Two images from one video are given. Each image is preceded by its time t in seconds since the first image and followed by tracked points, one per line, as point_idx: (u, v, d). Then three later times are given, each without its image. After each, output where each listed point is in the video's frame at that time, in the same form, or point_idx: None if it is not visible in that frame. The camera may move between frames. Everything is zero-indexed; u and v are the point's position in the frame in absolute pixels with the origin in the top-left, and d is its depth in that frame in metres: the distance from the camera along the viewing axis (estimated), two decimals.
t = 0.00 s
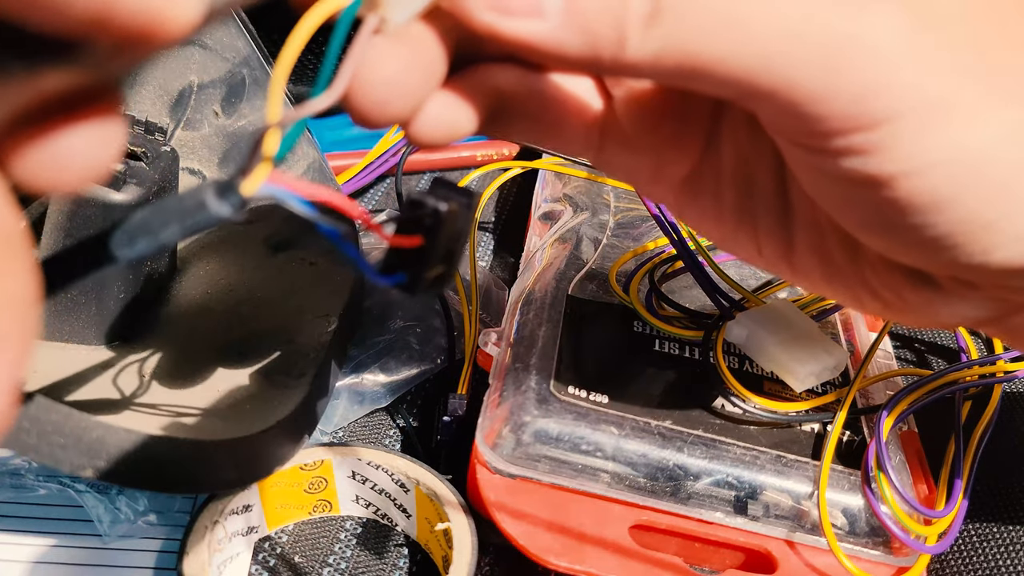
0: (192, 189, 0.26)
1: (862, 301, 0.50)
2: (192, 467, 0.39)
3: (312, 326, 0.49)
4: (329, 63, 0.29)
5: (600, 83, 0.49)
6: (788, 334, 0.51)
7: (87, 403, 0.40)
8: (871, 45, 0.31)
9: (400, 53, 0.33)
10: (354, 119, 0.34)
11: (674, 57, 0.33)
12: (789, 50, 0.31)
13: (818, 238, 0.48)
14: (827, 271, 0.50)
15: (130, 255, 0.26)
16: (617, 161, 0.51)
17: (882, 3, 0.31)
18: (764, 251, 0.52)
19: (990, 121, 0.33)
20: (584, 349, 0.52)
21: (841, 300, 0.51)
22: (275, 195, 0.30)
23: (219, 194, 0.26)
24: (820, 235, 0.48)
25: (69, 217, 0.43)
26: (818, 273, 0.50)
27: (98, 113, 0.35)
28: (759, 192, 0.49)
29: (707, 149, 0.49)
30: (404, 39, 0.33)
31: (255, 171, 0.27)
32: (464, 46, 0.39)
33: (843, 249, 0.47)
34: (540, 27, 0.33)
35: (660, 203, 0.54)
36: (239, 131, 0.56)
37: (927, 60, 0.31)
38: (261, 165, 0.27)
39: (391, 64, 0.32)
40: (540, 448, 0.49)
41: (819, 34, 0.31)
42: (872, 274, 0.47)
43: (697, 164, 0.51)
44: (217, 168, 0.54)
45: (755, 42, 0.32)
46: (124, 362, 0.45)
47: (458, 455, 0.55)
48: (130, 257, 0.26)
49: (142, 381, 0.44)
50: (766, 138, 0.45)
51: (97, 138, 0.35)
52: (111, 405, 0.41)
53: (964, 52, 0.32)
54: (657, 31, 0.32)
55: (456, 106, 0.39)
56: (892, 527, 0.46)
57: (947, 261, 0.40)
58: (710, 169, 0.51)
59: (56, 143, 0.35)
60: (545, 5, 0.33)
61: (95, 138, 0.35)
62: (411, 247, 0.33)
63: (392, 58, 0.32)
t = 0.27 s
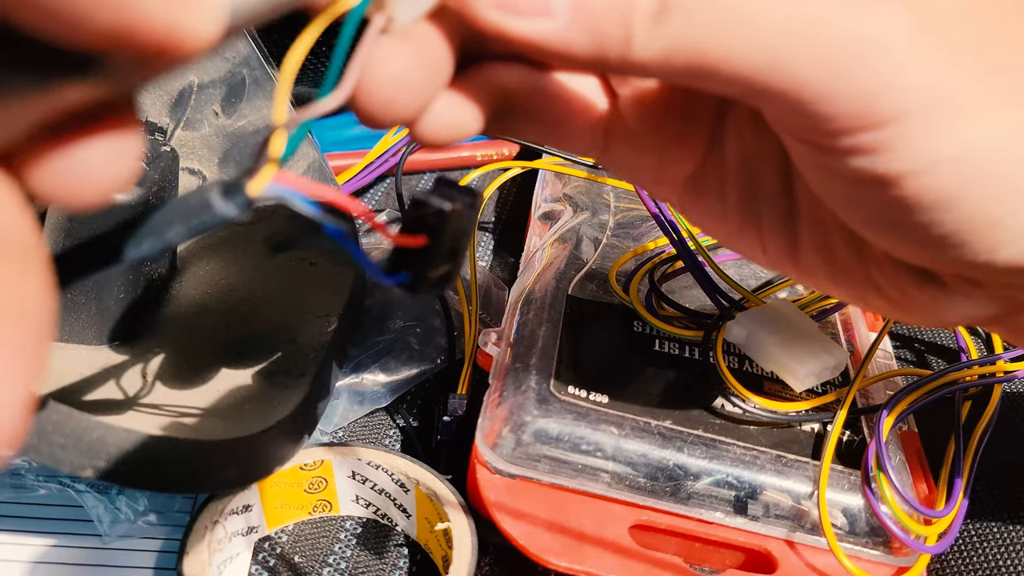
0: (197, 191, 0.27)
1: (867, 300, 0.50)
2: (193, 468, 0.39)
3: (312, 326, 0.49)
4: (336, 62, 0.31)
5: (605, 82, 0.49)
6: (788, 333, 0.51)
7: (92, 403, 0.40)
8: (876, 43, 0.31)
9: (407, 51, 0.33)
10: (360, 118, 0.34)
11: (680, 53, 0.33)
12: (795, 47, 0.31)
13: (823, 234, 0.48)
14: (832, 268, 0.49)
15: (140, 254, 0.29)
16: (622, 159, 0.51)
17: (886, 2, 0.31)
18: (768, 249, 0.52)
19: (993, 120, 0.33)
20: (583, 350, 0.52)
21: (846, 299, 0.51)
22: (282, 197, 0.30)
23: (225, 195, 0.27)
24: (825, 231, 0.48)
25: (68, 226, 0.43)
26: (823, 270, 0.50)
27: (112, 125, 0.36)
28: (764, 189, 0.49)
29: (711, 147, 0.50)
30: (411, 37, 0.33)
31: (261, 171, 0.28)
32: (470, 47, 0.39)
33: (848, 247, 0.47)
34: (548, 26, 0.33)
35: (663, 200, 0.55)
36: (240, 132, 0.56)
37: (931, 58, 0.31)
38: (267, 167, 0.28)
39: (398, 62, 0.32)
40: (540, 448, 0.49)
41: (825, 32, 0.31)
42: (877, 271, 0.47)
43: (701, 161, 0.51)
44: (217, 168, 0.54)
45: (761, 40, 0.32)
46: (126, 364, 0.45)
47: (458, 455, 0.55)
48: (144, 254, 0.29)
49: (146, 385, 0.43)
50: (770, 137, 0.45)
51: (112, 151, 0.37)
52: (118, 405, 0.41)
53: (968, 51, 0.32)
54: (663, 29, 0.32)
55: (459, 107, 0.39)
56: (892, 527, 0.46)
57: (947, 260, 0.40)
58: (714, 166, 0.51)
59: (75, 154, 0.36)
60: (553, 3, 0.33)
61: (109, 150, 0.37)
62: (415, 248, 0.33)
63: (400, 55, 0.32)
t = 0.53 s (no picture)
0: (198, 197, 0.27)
1: (871, 298, 0.50)
2: (193, 469, 0.39)
3: (311, 326, 0.49)
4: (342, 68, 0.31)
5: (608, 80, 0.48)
6: (789, 333, 0.51)
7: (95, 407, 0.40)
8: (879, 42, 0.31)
9: (409, 58, 0.33)
10: (364, 125, 0.34)
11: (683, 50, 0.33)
12: (797, 47, 0.31)
13: (826, 232, 0.48)
14: (835, 266, 0.50)
15: (140, 260, 0.28)
16: (626, 157, 0.51)
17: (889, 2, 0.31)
18: (772, 246, 0.52)
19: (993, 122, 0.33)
20: (583, 350, 0.52)
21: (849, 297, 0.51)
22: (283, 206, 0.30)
23: (228, 202, 0.26)
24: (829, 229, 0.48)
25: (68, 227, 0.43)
26: (826, 269, 0.50)
27: (108, 124, 0.36)
28: (766, 188, 0.49)
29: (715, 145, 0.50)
30: (413, 42, 0.33)
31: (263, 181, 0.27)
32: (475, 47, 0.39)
33: (852, 246, 0.47)
34: (548, 27, 0.33)
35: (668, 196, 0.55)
36: (240, 132, 0.56)
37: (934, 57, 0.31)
38: (268, 176, 0.27)
39: (401, 70, 0.33)
40: (540, 448, 0.49)
41: (827, 32, 0.31)
42: (881, 271, 0.47)
43: (704, 159, 0.51)
44: (217, 168, 0.54)
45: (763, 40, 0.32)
46: (126, 371, 0.44)
47: (458, 455, 0.55)
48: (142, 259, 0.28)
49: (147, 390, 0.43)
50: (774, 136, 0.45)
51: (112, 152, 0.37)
52: (120, 409, 0.40)
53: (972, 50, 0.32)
54: (661, 32, 0.32)
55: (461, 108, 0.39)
56: (892, 527, 0.46)
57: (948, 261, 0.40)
58: (717, 164, 0.51)
59: (70, 150, 0.35)
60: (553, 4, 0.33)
61: (106, 147, 0.36)
62: (416, 253, 0.33)
63: (401, 62, 0.33)
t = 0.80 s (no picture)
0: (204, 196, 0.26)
1: (873, 295, 0.50)
2: (194, 468, 0.39)
3: (310, 326, 0.49)
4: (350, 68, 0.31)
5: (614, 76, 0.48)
6: (789, 333, 0.51)
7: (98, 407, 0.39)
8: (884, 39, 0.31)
9: (415, 56, 0.33)
10: (369, 124, 0.35)
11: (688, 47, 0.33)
12: (800, 46, 0.31)
13: (829, 229, 0.48)
14: (836, 262, 0.50)
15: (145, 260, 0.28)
16: (629, 152, 0.51)
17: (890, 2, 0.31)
18: (774, 242, 0.53)
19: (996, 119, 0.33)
20: (584, 350, 0.52)
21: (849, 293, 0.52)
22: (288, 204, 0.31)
23: (235, 202, 0.26)
24: (832, 226, 0.48)
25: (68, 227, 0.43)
26: (828, 264, 0.50)
27: (116, 123, 0.35)
28: (768, 187, 0.49)
29: (717, 142, 0.50)
30: (420, 40, 0.33)
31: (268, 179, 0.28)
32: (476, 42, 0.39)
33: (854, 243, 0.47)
34: (547, 25, 0.32)
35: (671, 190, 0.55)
36: (240, 132, 0.56)
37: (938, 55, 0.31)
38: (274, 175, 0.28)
39: (407, 69, 0.33)
40: (540, 448, 0.49)
41: (828, 32, 0.31)
42: (883, 270, 0.47)
43: (706, 156, 0.51)
44: (217, 168, 0.54)
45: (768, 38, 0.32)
46: (127, 372, 0.44)
47: (458, 455, 0.55)
48: (146, 259, 0.28)
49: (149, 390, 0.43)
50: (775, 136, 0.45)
51: (120, 149, 0.36)
52: (124, 410, 0.40)
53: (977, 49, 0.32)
54: (667, 28, 0.32)
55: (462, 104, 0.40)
56: (892, 526, 0.46)
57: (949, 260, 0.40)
58: (719, 161, 0.51)
59: (77, 151, 0.35)
60: (553, 1, 0.32)
61: (114, 147, 0.36)
62: (425, 254, 0.33)
63: (407, 60, 0.33)
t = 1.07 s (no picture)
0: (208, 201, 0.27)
1: (873, 305, 0.50)
2: (195, 468, 0.39)
3: (311, 326, 0.49)
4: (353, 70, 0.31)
5: (621, 82, 0.48)
6: (789, 334, 0.51)
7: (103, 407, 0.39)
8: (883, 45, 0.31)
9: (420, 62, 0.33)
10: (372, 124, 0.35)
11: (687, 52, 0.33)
12: (800, 48, 0.31)
13: (830, 238, 0.48)
14: (837, 271, 0.49)
15: (149, 262, 0.29)
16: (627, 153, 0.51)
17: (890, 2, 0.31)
18: (773, 247, 0.52)
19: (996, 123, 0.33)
20: (583, 350, 0.52)
21: (849, 302, 0.51)
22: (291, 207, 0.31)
23: (237, 206, 0.26)
24: (831, 236, 0.47)
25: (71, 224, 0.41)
26: (828, 272, 0.50)
27: (124, 128, 0.38)
28: (768, 189, 0.49)
29: (721, 143, 0.50)
30: (426, 46, 0.33)
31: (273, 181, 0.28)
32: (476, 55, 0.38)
33: (851, 252, 0.47)
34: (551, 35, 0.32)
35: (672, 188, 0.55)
36: (240, 132, 0.56)
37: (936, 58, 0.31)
38: (279, 180, 0.29)
39: (411, 74, 0.33)
40: (540, 448, 0.49)
41: (829, 34, 0.31)
42: (881, 279, 0.47)
43: (709, 156, 0.51)
44: (217, 168, 0.54)
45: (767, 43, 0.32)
46: (129, 373, 0.44)
47: (458, 455, 0.55)
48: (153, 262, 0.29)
49: (151, 391, 0.43)
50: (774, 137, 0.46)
51: (129, 154, 0.38)
52: (128, 412, 0.40)
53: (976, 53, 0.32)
54: (667, 40, 0.32)
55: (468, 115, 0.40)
56: (892, 527, 0.46)
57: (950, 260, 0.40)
58: (722, 162, 0.51)
59: (89, 156, 0.37)
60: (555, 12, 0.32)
61: (124, 150, 0.38)
62: (426, 257, 0.33)
63: (411, 66, 0.33)
